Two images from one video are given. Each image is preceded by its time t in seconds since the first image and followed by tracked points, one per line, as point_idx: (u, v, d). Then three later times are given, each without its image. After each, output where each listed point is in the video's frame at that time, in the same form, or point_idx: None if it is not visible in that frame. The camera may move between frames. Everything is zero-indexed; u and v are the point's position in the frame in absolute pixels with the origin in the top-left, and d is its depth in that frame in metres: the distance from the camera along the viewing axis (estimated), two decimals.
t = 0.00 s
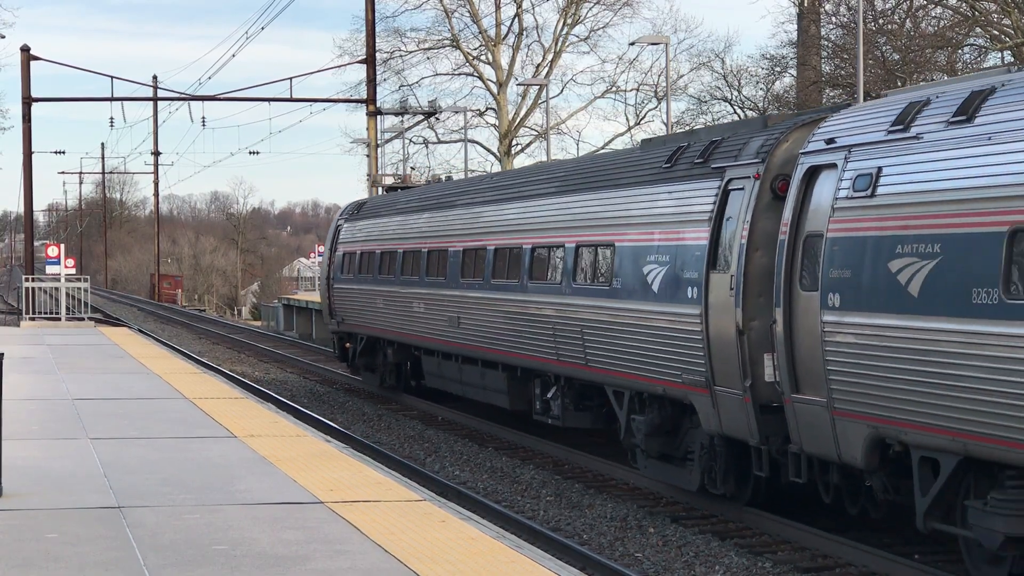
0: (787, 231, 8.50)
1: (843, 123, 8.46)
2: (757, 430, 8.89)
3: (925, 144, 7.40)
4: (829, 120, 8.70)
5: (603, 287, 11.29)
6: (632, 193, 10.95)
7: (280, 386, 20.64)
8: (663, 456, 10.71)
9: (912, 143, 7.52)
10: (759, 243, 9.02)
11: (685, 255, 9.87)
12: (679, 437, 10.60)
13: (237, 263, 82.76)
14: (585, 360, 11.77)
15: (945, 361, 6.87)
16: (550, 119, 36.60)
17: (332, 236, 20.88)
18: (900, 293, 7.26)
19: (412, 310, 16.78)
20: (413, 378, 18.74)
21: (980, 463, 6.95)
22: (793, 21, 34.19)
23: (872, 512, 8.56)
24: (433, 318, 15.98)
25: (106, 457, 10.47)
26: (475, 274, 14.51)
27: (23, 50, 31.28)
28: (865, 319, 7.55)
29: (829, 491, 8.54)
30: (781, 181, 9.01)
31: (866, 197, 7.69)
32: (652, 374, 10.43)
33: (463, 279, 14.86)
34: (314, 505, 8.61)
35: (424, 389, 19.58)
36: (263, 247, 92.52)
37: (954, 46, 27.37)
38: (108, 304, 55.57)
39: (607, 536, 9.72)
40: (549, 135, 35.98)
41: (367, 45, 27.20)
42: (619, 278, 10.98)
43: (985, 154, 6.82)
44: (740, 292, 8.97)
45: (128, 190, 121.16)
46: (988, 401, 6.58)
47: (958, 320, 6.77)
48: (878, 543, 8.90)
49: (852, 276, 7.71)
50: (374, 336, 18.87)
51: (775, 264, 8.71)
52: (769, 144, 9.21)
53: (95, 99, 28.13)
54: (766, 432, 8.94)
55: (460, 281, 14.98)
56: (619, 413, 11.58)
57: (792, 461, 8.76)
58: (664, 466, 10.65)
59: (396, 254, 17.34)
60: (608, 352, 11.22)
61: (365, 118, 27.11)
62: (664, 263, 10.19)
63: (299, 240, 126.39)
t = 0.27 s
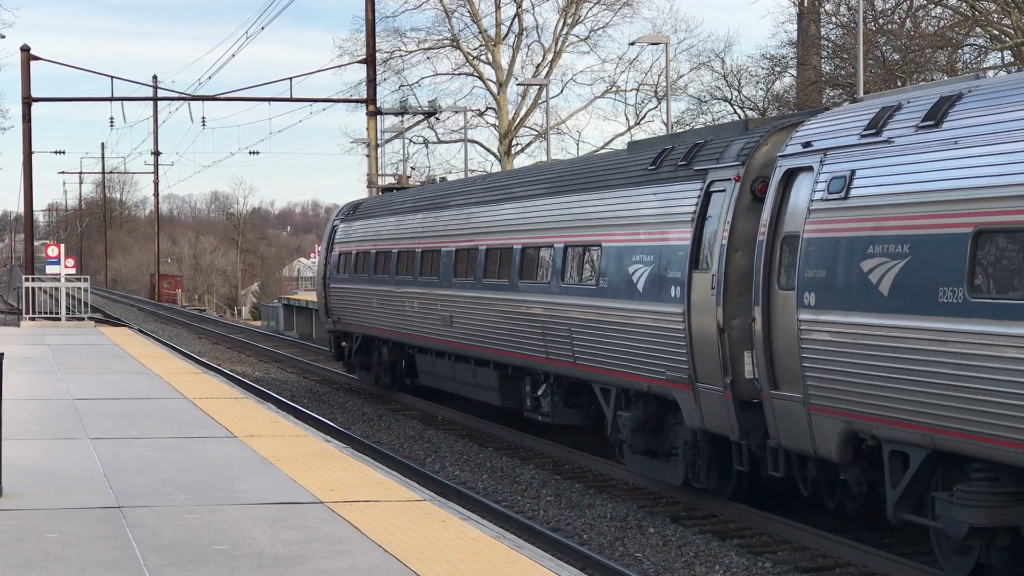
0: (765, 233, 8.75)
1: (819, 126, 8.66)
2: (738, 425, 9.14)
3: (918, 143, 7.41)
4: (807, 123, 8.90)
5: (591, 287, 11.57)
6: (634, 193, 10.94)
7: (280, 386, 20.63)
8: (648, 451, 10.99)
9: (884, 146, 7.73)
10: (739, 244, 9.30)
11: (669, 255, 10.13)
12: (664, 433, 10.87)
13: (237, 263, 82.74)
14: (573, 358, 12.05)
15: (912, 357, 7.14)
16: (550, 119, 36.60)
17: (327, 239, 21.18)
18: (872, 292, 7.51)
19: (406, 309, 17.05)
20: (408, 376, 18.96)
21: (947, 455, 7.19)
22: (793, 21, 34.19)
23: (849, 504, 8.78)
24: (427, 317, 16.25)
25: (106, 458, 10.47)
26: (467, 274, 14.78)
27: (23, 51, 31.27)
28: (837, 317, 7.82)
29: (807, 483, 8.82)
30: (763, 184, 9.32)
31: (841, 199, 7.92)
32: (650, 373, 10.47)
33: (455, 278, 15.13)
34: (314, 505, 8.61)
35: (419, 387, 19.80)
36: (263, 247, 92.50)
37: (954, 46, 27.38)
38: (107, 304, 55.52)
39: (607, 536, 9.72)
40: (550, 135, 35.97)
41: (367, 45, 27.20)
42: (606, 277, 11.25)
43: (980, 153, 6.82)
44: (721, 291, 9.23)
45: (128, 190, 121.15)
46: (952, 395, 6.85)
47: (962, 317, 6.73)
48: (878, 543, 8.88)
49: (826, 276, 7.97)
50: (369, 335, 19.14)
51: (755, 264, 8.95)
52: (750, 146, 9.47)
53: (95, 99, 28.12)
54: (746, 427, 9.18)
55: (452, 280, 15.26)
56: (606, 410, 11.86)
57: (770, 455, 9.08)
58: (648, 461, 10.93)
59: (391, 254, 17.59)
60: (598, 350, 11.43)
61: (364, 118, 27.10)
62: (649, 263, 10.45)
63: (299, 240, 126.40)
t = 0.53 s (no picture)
0: (745, 233, 9.03)
1: (795, 131, 8.93)
2: (719, 421, 9.41)
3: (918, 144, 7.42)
4: (787, 127, 9.12)
5: (578, 285, 11.84)
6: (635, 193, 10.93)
7: (280, 386, 20.62)
8: (634, 447, 11.28)
9: (856, 149, 7.99)
10: (720, 244, 9.52)
11: (652, 255, 10.39)
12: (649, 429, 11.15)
13: (237, 263, 82.76)
14: (560, 356, 12.31)
15: (880, 354, 7.42)
16: (550, 119, 36.60)
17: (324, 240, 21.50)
18: (843, 291, 7.78)
19: (400, 309, 17.32)
20: (403, 375, 19.21)
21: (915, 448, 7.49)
22: (793, 21, 34.20)
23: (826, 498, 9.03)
24: (419, 317, 16.53)
25: (106, 458, 10.47)
26: (459, 274, 15.02)
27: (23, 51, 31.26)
28: (811, 315, 8.10)
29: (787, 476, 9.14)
30: (741, 186, 9.50)
31: (816, 200, 8.16)
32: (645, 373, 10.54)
33: (447, 278, 15.42)
34: (313, 505, 8.60)
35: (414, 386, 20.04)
36: (263, 247, 92.51)
37: (954, 46, 27.40)
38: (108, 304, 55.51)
39: (607, 536, 9.72)
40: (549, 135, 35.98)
41: (367, 45, 27.19)
42: (593, 276, 11.53)
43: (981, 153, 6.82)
44: (702, 291, 9.49)
45: (128, 190, 121.13)
46: (919, 390, 7.14)
47: (967, 320, 6.72)
48: (878, 543, 8.88)
49: (800, 275, 8.24)
50: (365, 334, 19.42)
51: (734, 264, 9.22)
52: (729, 149, 9.70)
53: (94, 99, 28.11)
54: (727, 423, 9.47)
55: (444, 280, 15.49)
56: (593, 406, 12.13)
57: (749, 450, 9.36)
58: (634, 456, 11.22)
59: (385, 254, 17.85)
60: (592, 348, 11.55)
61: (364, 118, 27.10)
62: (633, 262, 10.72)
63: (299, 240, 126.41)
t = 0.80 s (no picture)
0: (723, 235, 9.34)
1: (773, 135, 9.26)
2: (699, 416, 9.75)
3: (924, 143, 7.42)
4: (778, 127, 9.28)
5: (565, 284, 12.18)
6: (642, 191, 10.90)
7: (280, 386, 20.62)
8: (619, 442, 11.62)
9: (829, 153, 8.31)
10: (701, 244, 9.88)
11: (636, 255, 10.72)
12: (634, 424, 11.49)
13: (237, 263, 82.73)
14: (548, 354, 12.66)
15: (854, 351, 7.71)
16: (550, 119, 36.59)
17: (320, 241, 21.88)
18: (816, 289, 8.09)
19: (394, 308, 17.66)
20: (397, 373, 19.52)
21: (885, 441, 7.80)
22: (793, 20, 34.18)
23: (804, 491, 9.20)
24: (413, 315, 16.86)
25: (107, 457, 10.46)
26: (451, 272, 15.36)
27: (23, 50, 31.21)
28: (787, 313, 8.39)
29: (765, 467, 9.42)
30: (721, 188, 9.86)
31: (791, 202, 8.50)
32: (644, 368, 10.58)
33: (440, 277, 15.74)
34: (314, 505, 8.60)
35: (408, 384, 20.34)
36: (263, 246, 92.47)
37: (954, 45, 27.40)
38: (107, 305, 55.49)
39: (607, 536, 9.71)
40: (550, 134, 35.96)
41: (367, 45, 27.19)
42: (579, 275, 11.87)
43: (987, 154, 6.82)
44: (683, 289, 9.82)
45: (128, 189, 121.13)
46: (892, 386, 7.43)
47: (968, 321, 6.78)
48: (878, 542, 8.88)
49: (774, 274, 8.56)
50: (359, 333, 19.74)
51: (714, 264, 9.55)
52: (711, 152, 10.06)
53: (95, 98, 28.08)
54: (707, 418, 9.80)
55: (437, 279, 15.84)
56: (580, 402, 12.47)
57: (727, 444, 9.69)
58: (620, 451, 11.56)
59: (388, 254, 17.87)
60: (587, 348, 11.68)
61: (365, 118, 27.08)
62: (617, 262, 11.06)
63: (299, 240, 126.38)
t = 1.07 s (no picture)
0: (703, 237, 9.79)
1: (751, 138, 9.67)
2: (681, 412, 10.15)
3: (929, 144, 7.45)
4: (781, 124, 9.45)
5: (554, 284, 12.58)
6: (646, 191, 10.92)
7: (280, 386, 20.62)
8: (605, 438, 12.02)
9: (804, 157, 8.70)
10: (682, 245, 10.23)
11: (620, 256, 11.14)
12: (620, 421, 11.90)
13: (237, 263, 82.70)
14: (537, 352, 13.08)
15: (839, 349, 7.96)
16: (550, 118, 36.59)
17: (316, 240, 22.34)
18: (789, 287, 8.50)
19: (388, 307, 18.05)
20: (392, 371, 19.91)
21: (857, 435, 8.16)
22: (793, 20, 34.17)
23: (782, 484, 9.65)
24: (406, 313, 17.25)
25: (107, 457, 10.46)
26: (444, 271, 15.78)
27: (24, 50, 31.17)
28: (765, 312, 8.77)
29: (743, 462, 9.79)
30: (701, 190, 10.24)
31: (767, 204, 8.92)
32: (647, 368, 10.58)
33: (433, 276, 16.15)
34: (314, 505, 8.60)
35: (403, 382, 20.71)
36: (263, 246, 92.42)
37: (954, 45, 27.39)
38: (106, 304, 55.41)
39: (607, 536, 9.70)
40: (550, 134, 35.95)
41: (368, 45, 27.19)
42: (566, 275, 12.27)
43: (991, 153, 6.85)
44: (665, 289, 10.22)
45: (128, 189, 121.09)
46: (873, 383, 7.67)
47: (968, 319, 6.84)
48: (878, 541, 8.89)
49: (751, 276, 8.99)
50: (355, 331, 20.13)
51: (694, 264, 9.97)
52: (691, 155, 10.42)
53: (95, 98, 28.06)
54: (688, 414, 10.21)
55: (430, 277, 16.27)
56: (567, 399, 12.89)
57: (708, 439, 10.07)
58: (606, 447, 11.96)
59: (391, 254, 17.88)
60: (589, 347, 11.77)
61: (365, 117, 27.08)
62: (603, 262, 11.47)
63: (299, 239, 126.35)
